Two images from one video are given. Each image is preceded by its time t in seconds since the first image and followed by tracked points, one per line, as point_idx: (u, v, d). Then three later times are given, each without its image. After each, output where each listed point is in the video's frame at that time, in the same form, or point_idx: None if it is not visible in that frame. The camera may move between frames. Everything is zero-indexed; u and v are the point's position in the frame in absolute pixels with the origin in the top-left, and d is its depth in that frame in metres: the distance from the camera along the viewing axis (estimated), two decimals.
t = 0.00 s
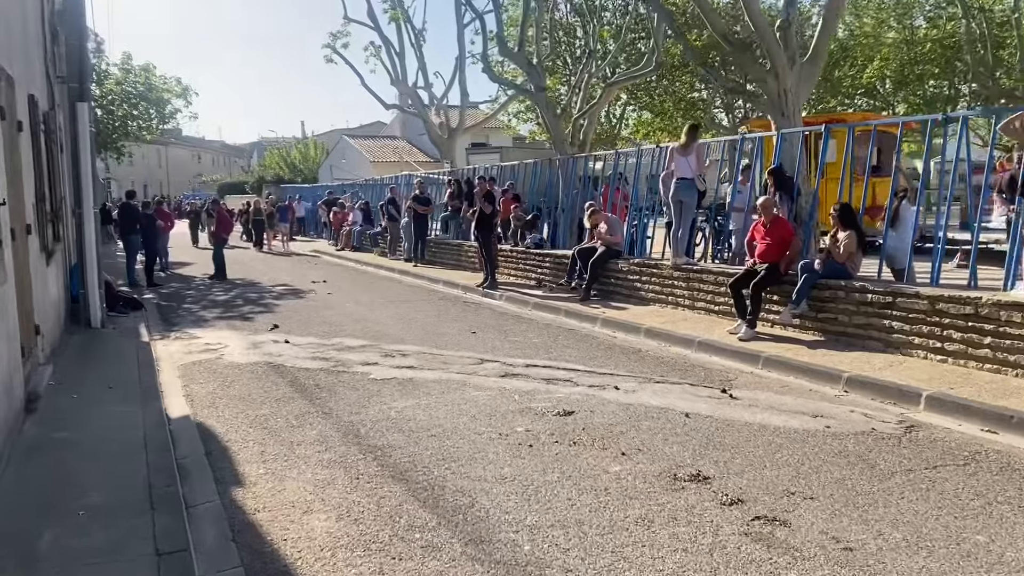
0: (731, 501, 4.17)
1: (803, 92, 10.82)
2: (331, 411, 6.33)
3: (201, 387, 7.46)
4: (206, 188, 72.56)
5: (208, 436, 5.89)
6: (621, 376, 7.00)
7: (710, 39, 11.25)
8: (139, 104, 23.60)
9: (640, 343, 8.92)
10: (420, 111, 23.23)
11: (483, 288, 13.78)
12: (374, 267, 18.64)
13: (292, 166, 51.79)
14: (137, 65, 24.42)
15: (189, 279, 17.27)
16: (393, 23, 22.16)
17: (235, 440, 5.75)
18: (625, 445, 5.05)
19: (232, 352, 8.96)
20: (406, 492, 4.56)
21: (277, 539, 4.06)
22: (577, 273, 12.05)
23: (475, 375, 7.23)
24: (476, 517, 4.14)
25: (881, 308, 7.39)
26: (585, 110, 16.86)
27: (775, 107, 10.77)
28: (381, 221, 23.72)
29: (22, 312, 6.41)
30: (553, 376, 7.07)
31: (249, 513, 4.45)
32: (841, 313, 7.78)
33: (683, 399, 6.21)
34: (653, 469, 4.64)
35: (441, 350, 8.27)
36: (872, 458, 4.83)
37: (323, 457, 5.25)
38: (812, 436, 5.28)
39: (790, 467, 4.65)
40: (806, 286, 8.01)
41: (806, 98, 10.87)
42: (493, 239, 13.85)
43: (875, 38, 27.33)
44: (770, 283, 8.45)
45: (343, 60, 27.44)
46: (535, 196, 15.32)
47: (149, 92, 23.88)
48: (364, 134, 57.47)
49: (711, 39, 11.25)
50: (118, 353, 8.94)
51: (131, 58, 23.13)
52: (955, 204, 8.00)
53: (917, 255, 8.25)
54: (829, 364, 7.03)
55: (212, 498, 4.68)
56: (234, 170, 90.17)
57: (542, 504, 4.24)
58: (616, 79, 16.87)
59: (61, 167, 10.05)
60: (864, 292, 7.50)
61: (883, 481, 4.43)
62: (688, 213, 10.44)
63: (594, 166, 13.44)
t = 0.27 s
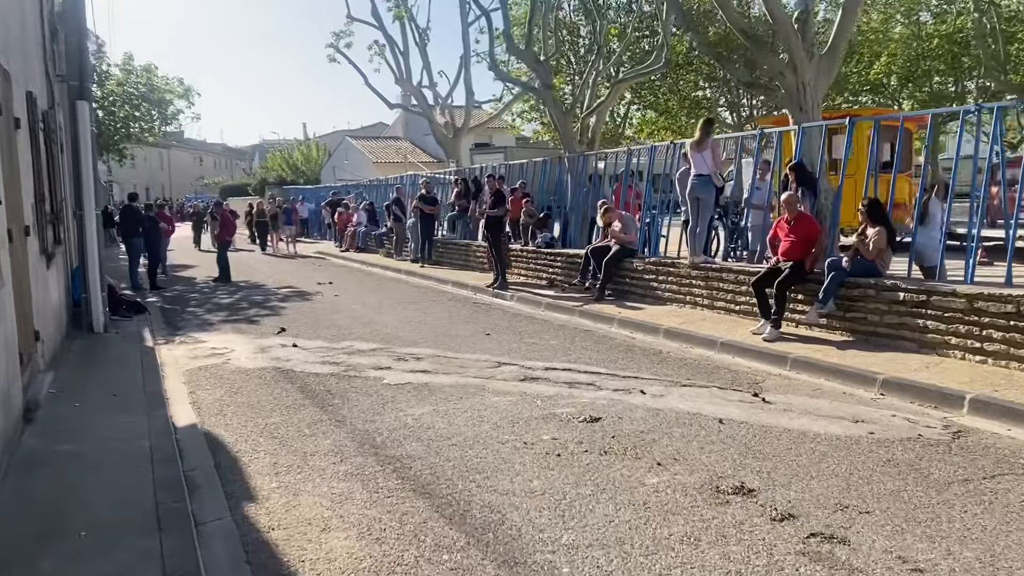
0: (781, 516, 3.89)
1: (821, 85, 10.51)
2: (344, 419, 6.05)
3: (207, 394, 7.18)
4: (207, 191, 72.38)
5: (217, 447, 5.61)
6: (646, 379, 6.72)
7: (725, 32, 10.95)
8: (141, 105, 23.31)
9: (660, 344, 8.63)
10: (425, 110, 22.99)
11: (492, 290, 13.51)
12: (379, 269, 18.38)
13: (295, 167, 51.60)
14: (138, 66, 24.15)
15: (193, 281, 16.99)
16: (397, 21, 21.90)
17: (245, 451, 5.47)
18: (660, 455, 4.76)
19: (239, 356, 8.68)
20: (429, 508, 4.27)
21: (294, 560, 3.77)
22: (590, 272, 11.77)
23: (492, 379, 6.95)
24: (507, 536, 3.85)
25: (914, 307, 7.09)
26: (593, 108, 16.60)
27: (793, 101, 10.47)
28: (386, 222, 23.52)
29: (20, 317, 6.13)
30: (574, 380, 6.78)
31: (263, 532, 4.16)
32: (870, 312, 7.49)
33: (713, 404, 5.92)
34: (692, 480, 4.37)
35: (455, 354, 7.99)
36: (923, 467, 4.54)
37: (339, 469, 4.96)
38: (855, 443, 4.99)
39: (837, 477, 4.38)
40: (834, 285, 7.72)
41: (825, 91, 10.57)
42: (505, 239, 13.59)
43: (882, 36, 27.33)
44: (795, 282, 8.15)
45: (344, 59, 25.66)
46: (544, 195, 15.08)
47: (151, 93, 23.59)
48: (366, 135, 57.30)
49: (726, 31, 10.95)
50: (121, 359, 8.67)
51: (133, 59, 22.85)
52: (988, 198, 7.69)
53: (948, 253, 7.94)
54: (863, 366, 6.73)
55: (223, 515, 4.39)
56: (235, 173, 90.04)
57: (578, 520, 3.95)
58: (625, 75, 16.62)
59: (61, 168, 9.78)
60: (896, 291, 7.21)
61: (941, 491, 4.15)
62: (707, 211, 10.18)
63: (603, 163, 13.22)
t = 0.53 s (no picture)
0: (830, 543, 3.62)
1: (837, 81, 10.24)
2: (353, 434, 5.76)
3: (208, 408, 6.89)
4: (205, 193, 72.10)
5: (220, 466, 5.32)
6: (667, 389, 6.44)
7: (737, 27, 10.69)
8: (136, 107, 22.97)
9: (677, 350, 8.36)
10: (425, 110, 22.69)
11: (498, 293, 13.24)
12: (381, 272, 18.09)
13: (292, 169, 51.27)
14: (134, 67, 23.84)
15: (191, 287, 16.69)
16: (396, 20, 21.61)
17: (250, 471, 5.18)
18: (692, 474, 4.48)
19: (241, 366, 8.40)
20: (450, 536, 3.98)
21: None
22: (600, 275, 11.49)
23: (506, 390, 6.66)
24: (536, 568, 3.57)
25: (944, 311, 6.82)
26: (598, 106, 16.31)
27: (808, 97, 10.20)
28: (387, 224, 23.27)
29: (12, 330, 5.84)
30: (592, 390, 6.50)
31: (272, 563, 3.87)
32: (897, 316, 7.23)
33: (741, 416, 5.64)
34: (729, 503, 4.09)
35: (465, 362, 7.71)
36: (974, 485, 4.27)
37: (351, 491, 4.68)
38: (897, 458, 4.71)
39: (885, 498, 4.10)
40: (858, 287, 7.46)
41: (841, 87, 10.30)
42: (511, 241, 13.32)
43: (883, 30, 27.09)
44: (818, 285, 7.89)
45: (343, 61, 26.17)
46: (549, 196, 14.80)
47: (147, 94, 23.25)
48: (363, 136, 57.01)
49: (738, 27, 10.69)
50: (119, 369, 8.39)
51: (128, 60, 22.51)
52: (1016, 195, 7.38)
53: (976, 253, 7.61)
54: (894, 373, 6.45)
55: (228, 544, 4.11)
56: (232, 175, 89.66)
57: (612, 550, 3.67)
58: (630, 73, 16.34)
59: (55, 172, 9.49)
60: (925, 294, 6.94)
61: (999, 514, 3.87)
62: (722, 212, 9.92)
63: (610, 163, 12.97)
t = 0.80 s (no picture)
0: (886, 566, 3.34)
1: (853, 75, 10.00)
2: (361, 446, 5.47)
3: (208, 418, 6.60)
4: (202, 198, 71.76)
5: (221, 482, 5.03)
6: (688, 396, 6.15)
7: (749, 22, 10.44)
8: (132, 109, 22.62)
9: (693, 354, 8.09)
10: (424, 111, 22.39)
11: (503, 296, 12.95)
12: (382, 275, 17.81)
13: (289, 172, 51.01)
14: (130, 69, 23.51)
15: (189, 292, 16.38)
16: (395, 20, 21.33)
17: (254, 487, 4.88)
18: (728, 489, 4.21)
19: (242, 374, 8.10)
20: (472, 559, 3.70)
21: None
22: (608, 277, 11.22)
23: (520, 397, 6.38)
24: None
25: (974, 312, 6.54)
26: (602, 106, 16.02)
27: (824, 92, 9.96)
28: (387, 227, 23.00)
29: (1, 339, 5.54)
30: (611, 397, 6.22)
31: None
32: (924, 318, 6.95)
33: (770, 425, 5.35)
34: (770, 521, 3.81)
35: (475, 368, 7.42)
36: None
37: (362, 509, 4.39)
38: (944, 470, 4.42)
39: (938, 515, 3.82)
40: (883, 289, 7.18)
41: (856, 82, 10.06)
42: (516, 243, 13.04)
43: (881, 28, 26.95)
44: (840, 286, 7.62)
45: (340, 62, 25.72)
46: (553, 196, 14.53)
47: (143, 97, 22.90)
48: (360, 138, 56.74)
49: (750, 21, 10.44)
50: (115, 378, 8.11)
51: (123, 62, 22.19)
52: None
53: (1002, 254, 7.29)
54: (925, 378, 6.17)
55: (233, 568, 3.82)
56: (229, 179, 89.38)
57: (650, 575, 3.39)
58: (634, 71, 16.05)
59: (48, 175, 9.19)
60: (954, 295, 6.66)
61: None
62: (738, 211, 9.64)
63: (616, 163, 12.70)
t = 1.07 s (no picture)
0: None
1: (870, 74, 9.77)
2: (370, 468, 5.16)
3: (208, 436, 6.28)
4: (197, 201, 71.35)
5: (223, 508, 4.71)
6: (714, 411, 5.85)
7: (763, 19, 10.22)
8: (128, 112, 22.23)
9: (713, 364, 7.80)
10: (424, 113, 22.09)
11: (508, 301, 12.65)
12: (383, 280, 17.50)
13: (287, 175, 50.69)
14: (125, 72, 23.12)
15: (186, 299, 16.06)
16: (394, 21, 21.05)
17: (258, 514, 4.56)
18: (770, 518, 3.90)
19: (242, 388, 7.78)
20: None
21: None
22: (619, 283, 10.95)
23: (536, 412, 6.07)
24: None
25: (1010, 321, 6.25)
26: (606, 107, 15.75)
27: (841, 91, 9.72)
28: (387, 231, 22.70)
29: None
30: (632, 413, 5.92)
31: None
32: (956, 326, 6.66)
33: (805, 443, 5.05)
34: (822, 555, 3.50)
35: (486, 381, 7.11)
36: None
37: (375, 540, 4.08)
38: (1001, 494, 4.12)
39: (1003, 547, 3.52)
40: (912, 296, 6.87)
41: (874, 81, 9.83)
42: (521, 247, 12.73)
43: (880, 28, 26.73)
44: (866, 293, 7.33)
45: (337, 64, 25.26)
46: (558, 199, 14.25)
47: (138, 99, 22.51)
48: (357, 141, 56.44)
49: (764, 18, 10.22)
50: (110, 393, 7.79)
51: (118, 64, 21.80)
52: None
53: None
54: (962, 390, 5.88)
55: None
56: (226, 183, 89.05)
57: None
58: (639, 72, 15.79)
59: (39, 180, 8.86)
60: (988, 303, 6.37)
61: None
62: (752, 212, 9.43)
63: (625, 165, 12.42)
